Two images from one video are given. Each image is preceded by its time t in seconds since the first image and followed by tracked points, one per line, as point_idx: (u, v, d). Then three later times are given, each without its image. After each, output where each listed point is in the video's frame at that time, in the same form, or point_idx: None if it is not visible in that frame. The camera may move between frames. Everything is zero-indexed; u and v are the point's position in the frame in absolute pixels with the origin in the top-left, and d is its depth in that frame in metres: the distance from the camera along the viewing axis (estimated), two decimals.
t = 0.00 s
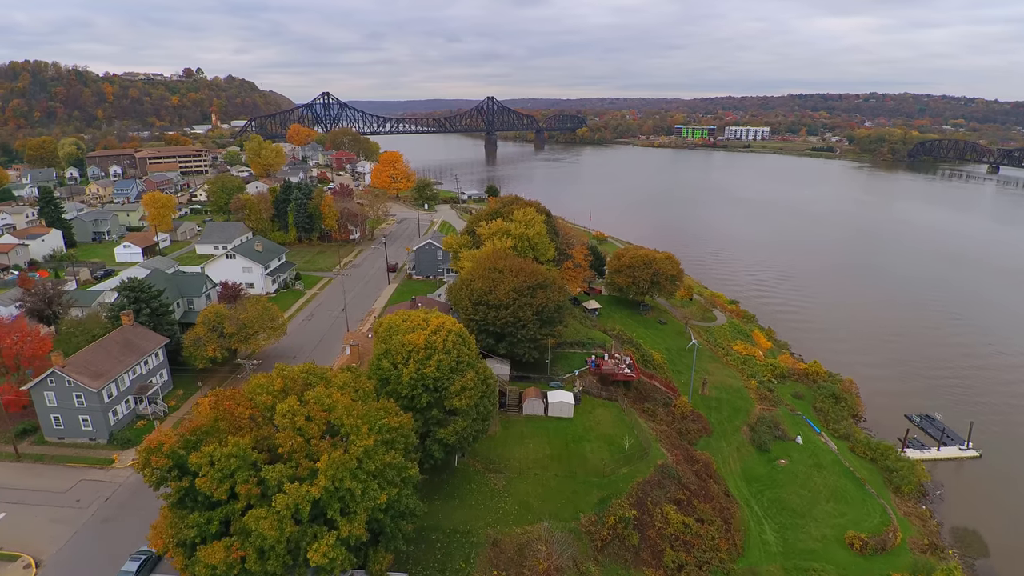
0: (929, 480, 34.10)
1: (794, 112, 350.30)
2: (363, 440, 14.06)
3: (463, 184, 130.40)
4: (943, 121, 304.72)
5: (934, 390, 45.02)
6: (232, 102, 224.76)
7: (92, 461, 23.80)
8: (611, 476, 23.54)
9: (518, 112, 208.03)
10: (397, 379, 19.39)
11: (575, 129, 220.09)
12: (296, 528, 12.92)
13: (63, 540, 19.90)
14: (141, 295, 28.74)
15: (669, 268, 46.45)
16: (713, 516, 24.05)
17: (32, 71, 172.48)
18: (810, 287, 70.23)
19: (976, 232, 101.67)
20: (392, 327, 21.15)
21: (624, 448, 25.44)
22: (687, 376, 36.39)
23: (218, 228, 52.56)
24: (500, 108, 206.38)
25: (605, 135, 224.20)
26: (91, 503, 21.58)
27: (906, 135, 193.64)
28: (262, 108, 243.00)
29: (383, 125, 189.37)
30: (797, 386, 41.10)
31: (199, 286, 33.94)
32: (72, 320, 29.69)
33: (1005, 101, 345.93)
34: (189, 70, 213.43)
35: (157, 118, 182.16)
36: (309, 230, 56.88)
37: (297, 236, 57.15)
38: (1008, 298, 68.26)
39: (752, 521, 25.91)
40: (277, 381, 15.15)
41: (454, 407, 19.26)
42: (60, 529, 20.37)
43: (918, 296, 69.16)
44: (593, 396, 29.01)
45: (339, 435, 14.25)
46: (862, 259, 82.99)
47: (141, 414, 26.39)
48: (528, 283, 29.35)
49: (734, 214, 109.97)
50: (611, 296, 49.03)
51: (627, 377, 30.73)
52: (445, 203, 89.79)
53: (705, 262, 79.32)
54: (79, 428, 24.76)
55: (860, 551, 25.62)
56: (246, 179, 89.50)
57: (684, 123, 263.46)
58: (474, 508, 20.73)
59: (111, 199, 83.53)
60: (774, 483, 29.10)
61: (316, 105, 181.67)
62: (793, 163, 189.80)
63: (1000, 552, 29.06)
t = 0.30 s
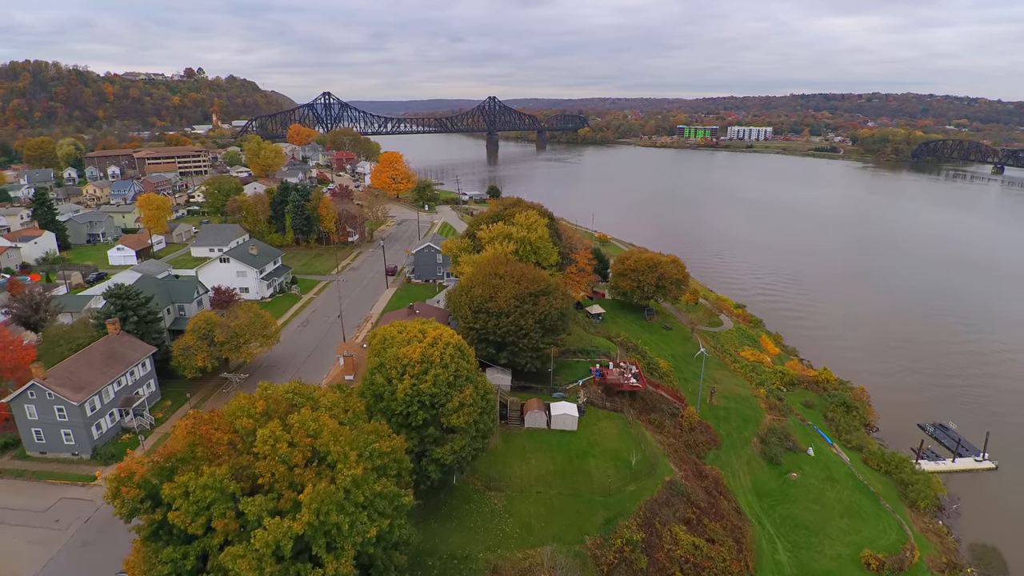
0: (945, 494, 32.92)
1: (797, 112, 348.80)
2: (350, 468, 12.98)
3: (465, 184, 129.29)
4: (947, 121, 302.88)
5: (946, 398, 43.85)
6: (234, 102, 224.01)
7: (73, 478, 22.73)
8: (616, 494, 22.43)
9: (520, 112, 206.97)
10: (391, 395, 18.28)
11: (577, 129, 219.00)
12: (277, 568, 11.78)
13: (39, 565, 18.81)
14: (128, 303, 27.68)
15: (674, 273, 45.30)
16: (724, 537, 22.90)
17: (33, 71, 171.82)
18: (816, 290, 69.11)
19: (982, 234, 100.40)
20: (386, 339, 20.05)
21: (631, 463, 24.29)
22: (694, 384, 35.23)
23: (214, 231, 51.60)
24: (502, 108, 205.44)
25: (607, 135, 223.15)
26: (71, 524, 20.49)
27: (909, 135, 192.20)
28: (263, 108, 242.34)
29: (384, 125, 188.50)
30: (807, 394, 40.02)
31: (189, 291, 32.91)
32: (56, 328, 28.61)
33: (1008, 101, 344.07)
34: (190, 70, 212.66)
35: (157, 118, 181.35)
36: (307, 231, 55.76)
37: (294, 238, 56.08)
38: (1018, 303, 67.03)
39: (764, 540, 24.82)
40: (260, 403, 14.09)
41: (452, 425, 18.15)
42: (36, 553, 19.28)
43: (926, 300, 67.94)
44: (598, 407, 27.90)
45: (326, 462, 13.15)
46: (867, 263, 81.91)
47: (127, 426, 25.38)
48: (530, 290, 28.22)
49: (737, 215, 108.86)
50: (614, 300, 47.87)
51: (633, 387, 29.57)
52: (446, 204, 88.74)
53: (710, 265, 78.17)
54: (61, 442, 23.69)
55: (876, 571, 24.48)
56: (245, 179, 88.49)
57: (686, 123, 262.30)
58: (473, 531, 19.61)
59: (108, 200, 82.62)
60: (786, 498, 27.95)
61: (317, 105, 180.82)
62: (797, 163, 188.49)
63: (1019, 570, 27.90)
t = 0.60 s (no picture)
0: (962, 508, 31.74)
1: (800, 112, 346.99)
2: (337, 502, 11.90)
3: (466, 185, 128.11)
4: (950, 121, 301.08)
5: (960, 407, 42.59)
6: (235, 102, 223.13)
7: (54, 496, 21.65)
8: (623, 514, 21.30)
9: (522, 113, 205.74)
10: (385, 414, 17.16)
11: (579, 130, 217.65)
12: None
13: None
14: (114, 310, 26.72)
15: (680, 277, 44.14)
16: (736, 559, 21.79)
17: (33, 71, 170.98)
18: (824, 294, 67.85)
19: (989, 236, 98.93)
20: (380, 352, 18.95)
21: (638, 481, 23.14)
22: (702, 393, 34.08)
23: (209, 233, 50.62)
24: (504, 108, 204.23)
25: (610, 135, 221.81)
26: (49, 547, 19.40)
27: (914, 135, 190.52)
28: (265, 108, 241.50)
29: (386, 125, 187.41)
30: (818, 403, 38.92)
31: (181, 298, 31.91)
32: (40, 336, 27.56)
33: (1012, 102, 341.84)
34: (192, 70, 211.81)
35: (158, 118, 180.47)
36: (304, 234, 54.66)
37: (292, 240, 54.88)
38: None
39: (777, 560, 23.71)
40: (239, 429, 13.04)
41: (449, 445, 17.04)
42: None
43: (935, 303, 66.66)
44: (603, 420, 26.78)
45: (309, 494, 12.07)
46: (873, 267, 80.73)
47: (111, 441, 24.35)
48: (532, 297, 27.07)
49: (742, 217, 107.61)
50: (618, 304, 46.71)
51: (640, 398, 28.36)
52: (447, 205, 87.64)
53: (714, 268, 77.02)
54: (42, 458, 22.64)
55: None
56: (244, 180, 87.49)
57: (689, 123, 260.84)
58: (472, 556, 18.52)
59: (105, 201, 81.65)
60: (799, 515, 26.77)
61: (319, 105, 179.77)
62: (800, 163, 186.91)
63: None
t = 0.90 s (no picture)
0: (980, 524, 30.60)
1: (804, 112, 345.32)
2: (320, 544, 10.81)
3: (468, 185, 126.96)
4: (953, 121, 299.66)
5: (975, 415, 41.31)
6: (237, 102, 222.45)
7: (32, 516, 20.55)
8: (630, 537, 20.20)
9: (524, 112, 204.57)
10: (377, 436, 16.05)
11: (581, 130, 216.49)
12: None
13: None
14: (99, 319, 25.80)
15: (686, 281, 43.01)
16: None
17: (35, 71, 170.35)
18: (831, 297, 66.55)
19: (997, 237, 97.46)
20: (373, 369, 17.82)
21: (646, 500, 22.02)
22: (710, 404, 32.95)
23: (205, 236, 49.67)
24: (506, 108, 203.23)
25: (612, 135, 220.67)
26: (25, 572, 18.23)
27: (918, 136, 188.88)
28: (267, 108, 240.79)
29: (387, 125, 186.47)
30: (829, 413, 37.82)
31: (171, 305, 30.91)
32: (22, 346, 26.54)
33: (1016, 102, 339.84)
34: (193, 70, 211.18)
35: (159, 119, 179.71)
36: (302, 236, 53.59)
37: (289, 243, 53.89)
38: None
39: None
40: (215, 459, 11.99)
41: (446, 469, 15.91)
42: None
43: (945, 305, 65.27)
44: (608, 434, 25.66)
45: (288, 534, 10.98)
46: (876, 267, 79.50)
47: (94, 456, 23.34)
48: (535, 304, 25.96)
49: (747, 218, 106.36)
50: (622, 309, 45.53)
51: (647, 411, 27.18)
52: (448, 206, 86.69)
53: (719, 269, 75.79)
54: (21, 475, 21.61)
55: None
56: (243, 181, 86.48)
57: (692, 124, 259.61)
58: None
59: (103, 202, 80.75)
60: (813, 534, 25.60)
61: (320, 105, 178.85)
62: (804, 164, 185.44)
63: None
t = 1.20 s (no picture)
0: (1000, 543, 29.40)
1: (807, 112, 343.87)
2: None
3: (470, 186, 125.79)
4: (958, 121, 297.85)
5: (991, 422, 39.97)
6: (239, 102, 221.80)
7: (8, 538, 19.46)
8: (638, 563, 19.11)
9: (526, 112, 203.44)
10: (368, 460, 14.96)
11: (584, 130, 215.37)
12: None
13: None
14: (83, 329, 24.79)
15: (693, 286, 41.87)
16: None
17: (36, 71, 169.90)
18: (839, 298, 65.21)
19: (1004, 238, 96.06)
20: (364, 387, 16.67)
21: (654, 523, 20.87)
22: (719, 415, 31.82)
23: (201, 239, 48.80)
24: (508, 108, 202.27)
25: (615, 135, 219.55)
26: None
27: (923, 136, 187.27)
28: (269, 108, 240.18)
29: (389, 125, 185.58)
30: (841, 424, 36.64)
31: (161, 312, 30.02)
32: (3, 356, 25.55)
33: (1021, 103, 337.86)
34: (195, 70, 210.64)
35: (160, 119, 179.06)
36: (300, 239, 52.53)
37: (287, 246, 52.84)
38: None
39: None
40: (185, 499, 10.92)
41: (442, 497, 14.76)
42: None
43: (956, 307, 63.79)
44: (614, 449, 24.51)
45: None
46: (878, 268, 78.30)
47: (76, 473, 22.30)
48: (538, 313, 24.79)
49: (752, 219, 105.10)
50: (627, 314, 44.40)
51: (654, 425, 26.00)
52: (449, 207, 85.71)
53: (724, 271, 74.58)
54: None
55: None
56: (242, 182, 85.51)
57: (695, 124, 258.41)
58: None
59: (100, 203, 79.90)
60: (828, 555, 24.43)
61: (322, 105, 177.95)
62: (808, 164, 184.03)
63: None
